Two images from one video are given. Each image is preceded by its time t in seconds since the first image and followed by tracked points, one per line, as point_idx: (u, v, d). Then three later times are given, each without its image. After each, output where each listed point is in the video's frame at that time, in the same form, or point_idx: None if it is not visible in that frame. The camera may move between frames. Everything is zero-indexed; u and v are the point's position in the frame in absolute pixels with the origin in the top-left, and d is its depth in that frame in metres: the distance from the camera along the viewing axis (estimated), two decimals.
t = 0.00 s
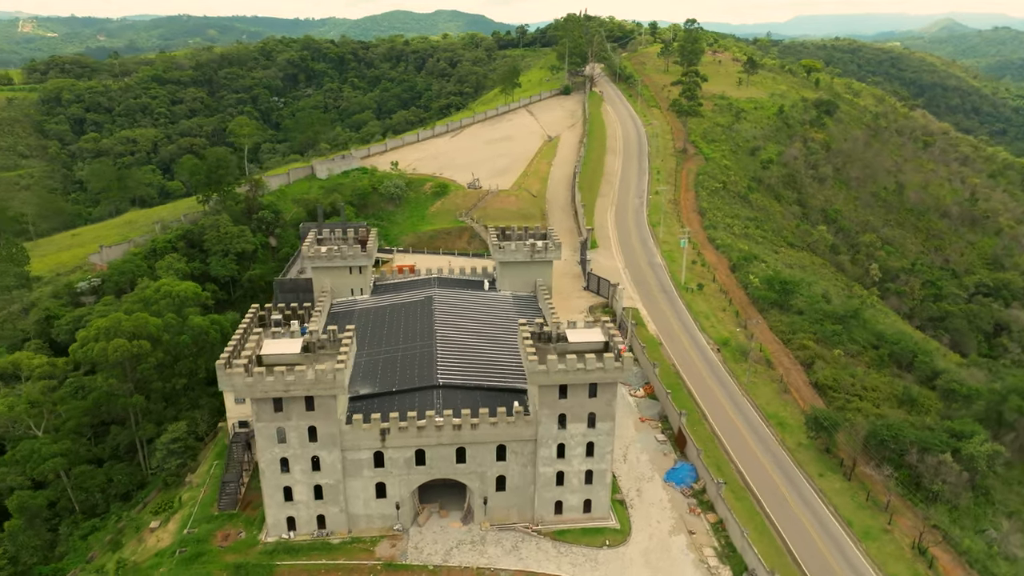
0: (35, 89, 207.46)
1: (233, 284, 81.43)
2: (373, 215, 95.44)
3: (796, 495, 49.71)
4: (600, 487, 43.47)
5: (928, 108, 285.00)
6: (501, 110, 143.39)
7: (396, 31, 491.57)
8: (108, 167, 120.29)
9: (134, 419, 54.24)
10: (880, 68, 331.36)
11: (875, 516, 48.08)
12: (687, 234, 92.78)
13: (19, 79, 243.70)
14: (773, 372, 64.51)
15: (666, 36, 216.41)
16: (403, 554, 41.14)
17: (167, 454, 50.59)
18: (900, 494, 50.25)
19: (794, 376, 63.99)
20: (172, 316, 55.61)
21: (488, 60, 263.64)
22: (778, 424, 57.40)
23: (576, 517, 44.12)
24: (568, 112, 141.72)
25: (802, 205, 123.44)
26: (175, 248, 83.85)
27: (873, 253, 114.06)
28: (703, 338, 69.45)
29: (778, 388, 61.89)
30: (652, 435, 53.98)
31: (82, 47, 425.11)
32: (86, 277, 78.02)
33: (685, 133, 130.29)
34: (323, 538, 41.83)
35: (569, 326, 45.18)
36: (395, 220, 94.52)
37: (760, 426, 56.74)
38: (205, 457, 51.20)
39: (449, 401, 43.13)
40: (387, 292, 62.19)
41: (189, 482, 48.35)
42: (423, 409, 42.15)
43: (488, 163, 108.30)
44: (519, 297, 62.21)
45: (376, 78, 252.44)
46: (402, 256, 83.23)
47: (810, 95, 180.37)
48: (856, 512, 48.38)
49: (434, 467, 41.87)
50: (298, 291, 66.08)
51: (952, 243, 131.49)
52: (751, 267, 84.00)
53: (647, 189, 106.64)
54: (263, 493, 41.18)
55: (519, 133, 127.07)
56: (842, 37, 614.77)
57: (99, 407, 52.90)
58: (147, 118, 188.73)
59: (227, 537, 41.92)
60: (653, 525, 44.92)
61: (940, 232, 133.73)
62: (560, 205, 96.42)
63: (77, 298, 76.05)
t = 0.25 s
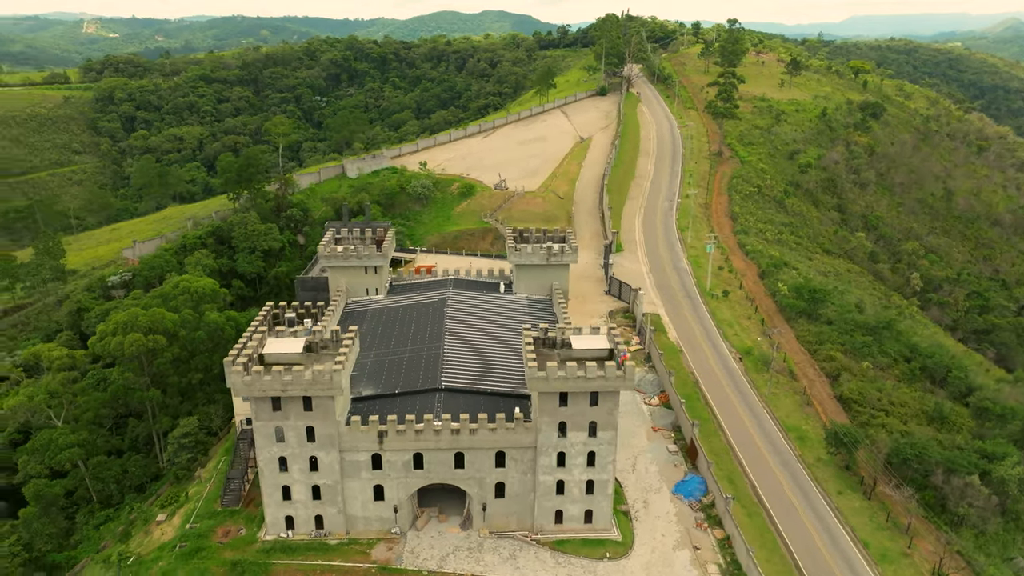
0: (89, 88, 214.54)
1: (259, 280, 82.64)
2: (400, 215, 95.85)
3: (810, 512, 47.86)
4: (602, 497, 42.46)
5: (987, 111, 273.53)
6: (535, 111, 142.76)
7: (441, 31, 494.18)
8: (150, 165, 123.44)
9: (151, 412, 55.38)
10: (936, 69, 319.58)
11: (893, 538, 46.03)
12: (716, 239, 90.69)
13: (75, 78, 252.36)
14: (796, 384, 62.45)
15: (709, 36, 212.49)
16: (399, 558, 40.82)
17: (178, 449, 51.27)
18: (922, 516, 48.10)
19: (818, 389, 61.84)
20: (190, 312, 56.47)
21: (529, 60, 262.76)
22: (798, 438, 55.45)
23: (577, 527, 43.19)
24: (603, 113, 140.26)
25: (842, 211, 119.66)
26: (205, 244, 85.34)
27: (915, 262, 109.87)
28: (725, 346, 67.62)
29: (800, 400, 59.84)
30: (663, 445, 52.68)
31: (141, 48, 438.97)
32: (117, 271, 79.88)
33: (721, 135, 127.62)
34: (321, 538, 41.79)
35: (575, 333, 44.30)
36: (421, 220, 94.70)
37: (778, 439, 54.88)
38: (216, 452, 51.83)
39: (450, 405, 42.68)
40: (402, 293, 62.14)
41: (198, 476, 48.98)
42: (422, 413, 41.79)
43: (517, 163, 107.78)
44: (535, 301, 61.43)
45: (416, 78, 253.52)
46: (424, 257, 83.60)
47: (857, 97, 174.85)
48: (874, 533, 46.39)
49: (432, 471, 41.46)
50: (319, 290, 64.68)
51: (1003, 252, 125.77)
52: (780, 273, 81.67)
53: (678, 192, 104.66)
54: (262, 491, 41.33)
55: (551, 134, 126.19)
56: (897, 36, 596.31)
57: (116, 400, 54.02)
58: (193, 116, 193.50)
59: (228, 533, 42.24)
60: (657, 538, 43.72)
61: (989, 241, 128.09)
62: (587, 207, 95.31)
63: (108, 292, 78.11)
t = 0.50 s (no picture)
0: (146, 86, 221.62)
1: (287, 278, 83.70)
2: (430, 215, 96.01)
3: (826, 533, 45.76)
4: (603, 510, 41.33)
5: None
6: (574, 112, 141.60)
7: (489, 31, 494.16)
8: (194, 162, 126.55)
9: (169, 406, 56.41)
10: (1001, 71, 305.32)
11: (915, 565, 43.75)
12: (749, 244, 88.08)
13: (134, 77, 261.09)
14: (822, 398, 60.04)
15: (757, 37, 207.28)
16: (394, 562, 40.49)
17: (191, 443, 52.03)
18: (947, 544, 45.61)
19: (845, 404, 59.34)
20: (210, 309, 57.56)
21: (573, 60, 260.46)
22: (819, 455, 53.25)
23: (576, 539, 42.17)
24: (642, 115, 138.17)
25: (888, 219, 115.11)
26: (236, 241, 86.90)
27: (964, 273, 104.90)
28: (751, 356, 65.44)
29: (826, 416, 57.49)
30: (676, 458, 51.18)
31: (201, 49, 452.45)
32: (152, 266, 81.50)
33: (763, 138, 124.31)
34: (318, 538, 41.75)
35: (580, 340, 43.29)
36: (450, 220, 94.62)
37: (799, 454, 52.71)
38: (228, 447, 52.43)
39: (450, 410, 42.16)
40: (420, 294, 62.04)
41: (208, 471, 49.66)
42: (422, 417, 41.45)
43: (549, 165, 106.86)
44: (551, 304, 60.55)
45: (461, 78, 253.74)
46: (448, 257, 83.31)
47: (911, 100, 168.13)
48: (894, 558, 44.17)
49: (429, 476, 41.00)
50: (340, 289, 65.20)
51: None
52: (814, 282, 78.85)
53: (713, 196, 102.18)
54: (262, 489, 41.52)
55: (587, 135, 124.84)
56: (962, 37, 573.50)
57: (137, 392, 55.28)
58: (243, 115, 198.04)
59: (228, 530, 42.56)
60: (660, 554, 42.38)
61: None
62: (617, 210, 93.78)
63: (142, 285, 79.52)
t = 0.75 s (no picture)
0: (194, 85, 227.28)
1: (311, 276, 84.48)
2: (456, 215, 95.91)
3: (840, 553, 43.90)
4: (602, 521, 40.34)
5: None
6: (608, 113, 139.99)
7: (532, 31, 492.32)
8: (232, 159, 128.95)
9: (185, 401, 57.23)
10: None
11: None
12: (780, 250, 85.62)
13: (185, 76, 267.90)
14: (846, 412, 57.83)
15: (803, 36, 201.78)
16: (388, 565, 40.19)
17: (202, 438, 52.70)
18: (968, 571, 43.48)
19: (870, 420, 57.07)
20: (228, 307, 58.21)
21: (614, 61, 257.53)
22: (839, 471, 51.23)
23: (575, 550, 41.24)
24: (677, 116, 135.84)
25: (932, 226, 110.65)
26: (264, 238, 88.13)
27: (1012, 284, 100.09)
28: (773, 366, 63.42)
29: (848, 431, 55.33)
30: (686, 469, 49.82)
31: (252, 49, 462.18)
32: (181, 261, 83.21)
33: (801, 141, 120.88)
34: (316, 538, 41.76)
35: (584, 347, 42.43)
36: (476, 220, 94.37)
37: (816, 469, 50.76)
38: (238, 443, 52.99)
39: (450, 414, 41.72)
40: (435, 294, 61.81)
41: (217, 466, 50.25)
42: (422, 420, 41.07)
43: (579, 166, 105.73)
44: (567, 308, 59.56)
45: (502, 78, 252.33)
46: (470, 258, 82.97)
47: (964, 102, 161.44)
48: None
49: (426, 480, 40.61)
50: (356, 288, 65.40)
51: None
52: (846, 291, 76.18)
53: (745, 200, 99.66)
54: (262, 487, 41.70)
55: (620, 136, 123.21)
56: None
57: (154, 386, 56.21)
58: (286, 114, 201.36)
59: (229, 525, 42.90)
60: (661, 569, 41.17)
61: None
62: (645, 212, 92.21)
63: (171, 280, 81.19)
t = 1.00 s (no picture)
0: (240, 85, 231.94)
1: (336, 274, 85.15)
2: (482, 216, 95.61)
3: None
4: (600, 533, 39.32)
5: None
6: (643, 114, 138.10)
7: (577, 32, 489.03)
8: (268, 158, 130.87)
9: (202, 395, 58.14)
10: None
11: None
12: (812, 257, 82.93)
13: (232, 75, 273.56)
14: (870, 428, 55.67)
15: (851, 37, 195.55)
16: (383, 569, 39.85)
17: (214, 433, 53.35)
18: None
19: (896, 438, 55.02)
20: (245, 303, 58.90)
21: (656, 61, 253.48)
22: (858, 489, 49.13)
23: (573, 561, 40.28)
24: (714, 118, 133.18)
25: (979, 234, 105.78)
26: (292, 236, 89.24)
27: None
28: (797, 377, 61.29)
29: (871, 448, 53.11)
30: (696, 482, 48.39)
31: (301, 50, 469.70)
32: (210, 258, 84.86)
33: (842, 145, 117.17)
34: (314, 539, 41.71)
35: (588, 355, 41.53)
36: (501, 221, 93.92)
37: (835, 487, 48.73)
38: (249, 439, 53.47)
39: (450, 419, 41.22)
40: (450, 296, 61.51)
41: (226, 461, 50.78)
42: (420, 424, 40.67)
43: (609, 168, 104.44)
44: (582, 313, 58.43)
45: (542, 78, 248.86)
46: (491, 260, 82.64)
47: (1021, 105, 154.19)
48: None
49: (423, 484, 40.19)
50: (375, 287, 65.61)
51: None
52: (878, 301, 73.35)
53: (779, 204, 96.92)
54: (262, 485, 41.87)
55: (653, 138, 121.37)
56: None
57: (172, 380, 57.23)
58: (327, 113, 203.58)
59: (231, 522, 43.20)
60: None
61: None
62: (673, 216, 90.41)
63: (199, 276, 82.90)
